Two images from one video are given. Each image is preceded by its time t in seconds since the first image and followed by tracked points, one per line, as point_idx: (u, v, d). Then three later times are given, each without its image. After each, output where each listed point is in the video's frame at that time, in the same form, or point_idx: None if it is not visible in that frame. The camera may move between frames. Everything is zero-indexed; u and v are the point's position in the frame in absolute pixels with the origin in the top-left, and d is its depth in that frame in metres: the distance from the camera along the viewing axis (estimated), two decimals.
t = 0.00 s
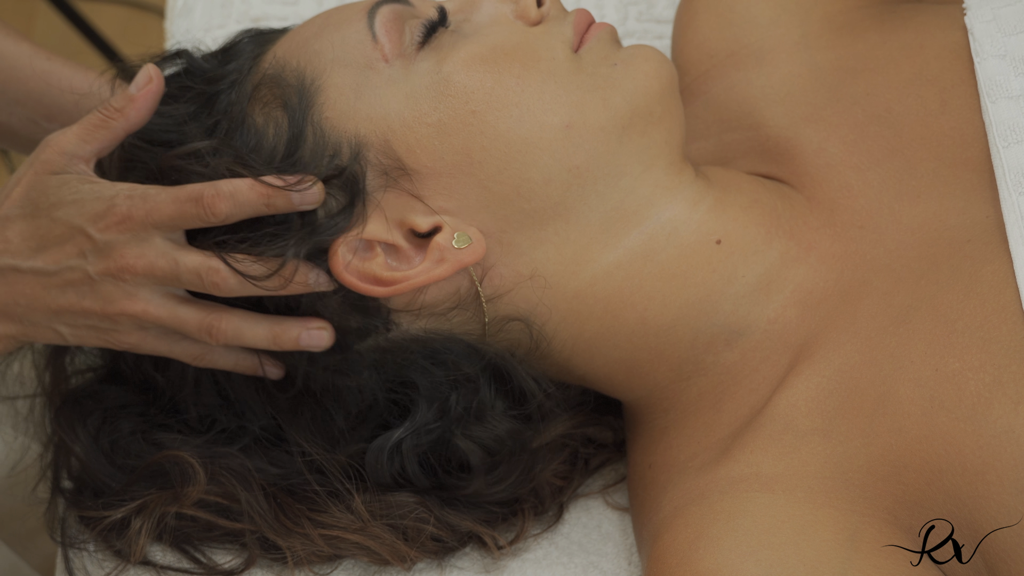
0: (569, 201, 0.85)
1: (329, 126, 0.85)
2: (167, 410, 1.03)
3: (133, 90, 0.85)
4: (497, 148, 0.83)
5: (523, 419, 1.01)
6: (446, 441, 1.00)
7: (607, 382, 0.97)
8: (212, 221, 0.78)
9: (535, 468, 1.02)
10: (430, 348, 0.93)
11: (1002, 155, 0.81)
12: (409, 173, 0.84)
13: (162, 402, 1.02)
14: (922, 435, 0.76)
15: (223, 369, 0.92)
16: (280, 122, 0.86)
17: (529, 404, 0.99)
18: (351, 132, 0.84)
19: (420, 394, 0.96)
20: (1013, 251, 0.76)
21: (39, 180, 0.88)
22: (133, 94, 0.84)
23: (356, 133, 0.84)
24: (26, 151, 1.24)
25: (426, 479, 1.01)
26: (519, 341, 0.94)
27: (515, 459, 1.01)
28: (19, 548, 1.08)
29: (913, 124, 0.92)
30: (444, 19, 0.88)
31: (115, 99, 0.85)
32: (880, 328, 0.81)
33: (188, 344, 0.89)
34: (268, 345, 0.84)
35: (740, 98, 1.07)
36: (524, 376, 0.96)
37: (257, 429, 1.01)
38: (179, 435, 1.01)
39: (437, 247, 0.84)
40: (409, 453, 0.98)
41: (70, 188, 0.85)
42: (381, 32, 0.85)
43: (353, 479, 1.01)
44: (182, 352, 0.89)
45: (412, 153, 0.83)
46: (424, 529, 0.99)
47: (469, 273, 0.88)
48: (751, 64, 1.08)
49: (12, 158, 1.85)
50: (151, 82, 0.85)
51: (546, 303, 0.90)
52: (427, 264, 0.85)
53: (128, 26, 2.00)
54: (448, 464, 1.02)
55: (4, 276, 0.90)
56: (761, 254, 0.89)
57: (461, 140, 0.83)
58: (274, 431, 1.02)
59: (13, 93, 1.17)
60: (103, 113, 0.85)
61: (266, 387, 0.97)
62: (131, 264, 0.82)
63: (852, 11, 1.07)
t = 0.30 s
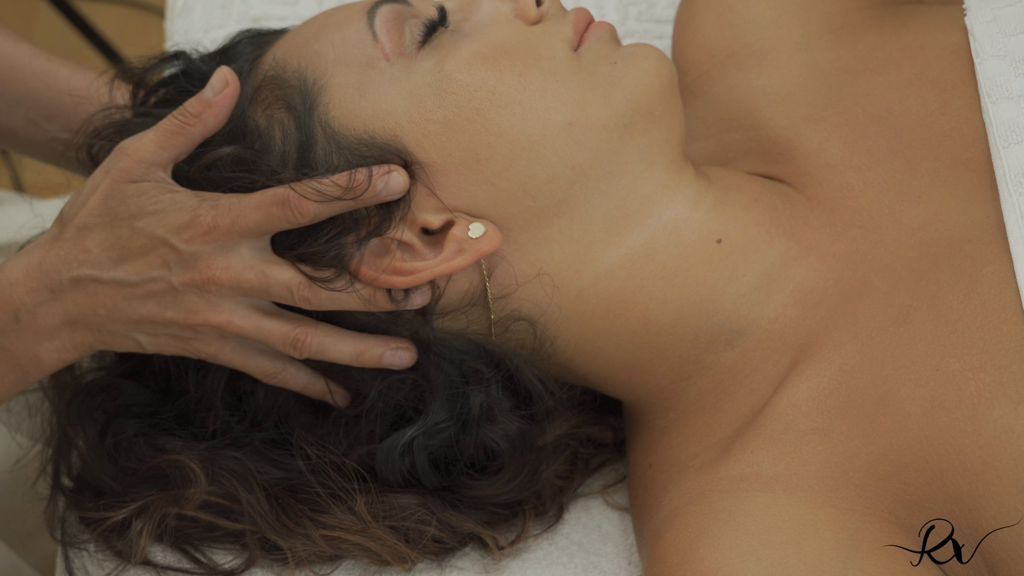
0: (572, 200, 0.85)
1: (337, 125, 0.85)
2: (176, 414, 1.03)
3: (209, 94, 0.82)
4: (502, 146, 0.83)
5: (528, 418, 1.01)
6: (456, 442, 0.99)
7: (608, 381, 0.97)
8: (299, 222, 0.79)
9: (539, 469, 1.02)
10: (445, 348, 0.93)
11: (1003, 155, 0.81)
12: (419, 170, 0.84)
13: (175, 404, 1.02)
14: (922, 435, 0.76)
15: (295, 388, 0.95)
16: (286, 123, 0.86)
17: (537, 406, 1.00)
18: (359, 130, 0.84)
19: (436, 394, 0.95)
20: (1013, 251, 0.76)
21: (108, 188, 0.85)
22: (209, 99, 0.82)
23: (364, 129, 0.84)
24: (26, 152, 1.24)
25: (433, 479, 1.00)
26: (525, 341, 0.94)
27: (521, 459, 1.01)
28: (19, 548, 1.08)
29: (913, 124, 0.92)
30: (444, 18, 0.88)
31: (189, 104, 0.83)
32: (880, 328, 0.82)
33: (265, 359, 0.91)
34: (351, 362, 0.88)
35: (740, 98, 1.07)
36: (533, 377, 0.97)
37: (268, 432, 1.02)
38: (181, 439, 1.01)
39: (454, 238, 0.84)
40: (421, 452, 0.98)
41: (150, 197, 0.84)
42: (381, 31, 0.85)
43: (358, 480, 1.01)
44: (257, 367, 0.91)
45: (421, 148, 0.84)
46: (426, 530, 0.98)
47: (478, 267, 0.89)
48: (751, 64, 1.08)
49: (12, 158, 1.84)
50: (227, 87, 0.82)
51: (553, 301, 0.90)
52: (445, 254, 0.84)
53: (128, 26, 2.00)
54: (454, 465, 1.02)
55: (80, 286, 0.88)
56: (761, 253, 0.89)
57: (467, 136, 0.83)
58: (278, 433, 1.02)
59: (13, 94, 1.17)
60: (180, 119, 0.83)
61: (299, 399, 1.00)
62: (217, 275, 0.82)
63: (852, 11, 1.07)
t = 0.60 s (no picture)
0: (572, 199, 0.85)
1: (338, 124, 0.85)
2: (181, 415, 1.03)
3: (253, 98, 0.78)
4: (504, 144, 0.83)
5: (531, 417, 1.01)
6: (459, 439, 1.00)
7: (609, 381, 0.97)
8: (353, 227, 0.79)
9: (540, 468, 1.02)
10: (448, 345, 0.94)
11: (1003, 156, 0.81)
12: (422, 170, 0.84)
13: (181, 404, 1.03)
14: (923, 435, 0.76)
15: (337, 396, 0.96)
16: (286, 122, 0.87)
17: (540, 404, 0.99)
18: (361, 129, 0.85)
19: (440, 390, 0.96)
20: (1013, 251, 0.76)
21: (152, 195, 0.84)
22: (252, 103, 0.78)
23: (366, 130, 0.84)
24: (26, 152, 1.24)
25: (439, 477, 1.01)
26: (525, 341, 0.94)
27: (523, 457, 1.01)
28: (19, 549, 1.08)
29: (913, 124, 0.92)
30: (444, 17, 0.88)
31: (233, 106, 0.79)
32: (881, 328, 0.82)
33: (311, 365, 0.92)
34: (403, 361, 0.89)
35: (740, 99, 1.07)
36: (534, 375, 0.96)
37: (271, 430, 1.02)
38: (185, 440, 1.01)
39: (456, 236, 0.83)
40: (427, 450, 0.98)
41: (196, 205, 0.83)
42: (382, 31, 0.85)
43: (359, 479, 1.01)
44: (303, 373, 0.92)
45: (422, 147, 0.84)
46: (427, 531, 0.98)
47: (480, 265, 0.88)
48: (751, 64, 1.08)
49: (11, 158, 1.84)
50: (272, 90, 0.78)
51: (555, 299, 0.89)
52: (446, 252, 0.83)
53: (128, 26, 2.00)
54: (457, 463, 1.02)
55: (126, 294, 0.87)
56: (761, 253, 0.89)
57: (469, 134, 0.83)
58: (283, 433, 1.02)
59: (13, 94, 1.17)
60: (224, 122, 0.79)
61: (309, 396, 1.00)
62: (267, 284, 0.82)
63: (852, 11, 1.07)
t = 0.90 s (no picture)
0: (565, 199, 0.85)
1: (330, 122, 0.85)
2: (178, 413, 1.03)
3: (244, 90, 0.80)
4: (494, 145, 0.83)
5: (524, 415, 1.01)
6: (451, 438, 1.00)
7: (608, 382, 0.97)
8: (324, 227, 0.79)
9: (535, 466, 1.02)
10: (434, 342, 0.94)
11: (1003, 156, 0.81)
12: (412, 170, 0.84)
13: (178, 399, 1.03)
14: (923, 435, 0.76)
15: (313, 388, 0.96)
16: (281, 119, 0.87)
17: (529, 401, 0.99)
18: (352, 127, 0.85)
19: (423, 389, 0.97)
20: (1013, 251, 0.76)
21: (136, 179, 0.85)
22: (243, 95, 0.80)
23: (356, 129, 0.84)
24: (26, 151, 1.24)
25: (433, 476, 1.01)
26: (516, 337, 0.94)
27: (518, 455, 1.01)
28: (19, 548, 1.08)
29: (913, 124, 0.92)
30: (444, 17, 0.88)
31: (223, 98, 0.81)
32: (880, 327, 0.81)
33: (284, 357, 0.91)
34: (371, 353, 0.88)
35: (740, 99, 1.07)
36: (523, 372, 0.97)
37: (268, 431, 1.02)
38: (184, 440, 1.01)
39: (435, 238, 0.83)
40: (416, 450, 0.98)
41: (176, 190, 0.84)
42: (381, 30, 0.85)
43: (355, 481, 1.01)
44: (275, 365, 0.91)
45: (410, 147, 0.84)
46: (426, 530, 0.98)
47: (464, 265, 0.88)
48: (751, 64, 1.08)
49: (12, 157, 1.83)
50: (263, 83, 0.80)
51: (544, 298, 0.89)
52: (423, 252, 0.83)
53: (128, 26, 2.00)
54: (452, 462, 1.02)
55: (103, 274, 0.88)
56: (761, 253, 0.89)
57: (459, 136, 0.83)
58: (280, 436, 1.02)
59: (12, 93, 1.17)
60: (214, 113, 0.81)
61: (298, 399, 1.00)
62: (239, 271, 0.83)
63: (852, 11, 1.07)
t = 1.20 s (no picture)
0: (567, 200, 0.85)
1: (329, 123, 0.85)
2: (175, 413, 1.03)
3: (207, 87, 0.84)
4: (496, 146, 0.83)
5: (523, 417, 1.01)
6: (449, 440, 0.99)
7: (608, 382, 0.97)
8: (280, 225, 0.79)
9: (535, 466, 1.02)
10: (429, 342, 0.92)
11: (1003, 156, 0.81)
12: (409, 171, 0.84)
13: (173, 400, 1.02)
14: (924, 435, 0.76)
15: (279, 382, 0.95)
16: (280, 119, 0.86)
17: (529, 402, 0.99)
18: (351, 127, 0.85)
19: (421, 390, 0.95)
20: (1013, 252, 0.76)
21: (102, 176, 0.88)
22: (207, 92, 0.84)
23: (356, 129, 0.84)
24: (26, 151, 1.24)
25: (431, 477, 1.00)
26: (516, 338, 0.94)
27: (517, 457, 1.01)
28: (19, 548, 1.08)
29: (913, 125, 0.92)
30: (444, 17, 0.88)
31: (188, 97, 0.85)
32: (880, 328, 0.81)
33: (249, 351, 0.90)
34: (330, 353, 0.87)
35: (740, 99, 1.07)
36: (523, 373, 0.96)
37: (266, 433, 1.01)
38: (181, 438, 1.01)
39: (433, 239, 0.84)
40: (414, 451, 0.98)
41: (141, 185, 0.85)
42: (381, 31, 0.85)
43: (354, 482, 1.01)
44: (241, 359, 0.90)
45: (410, 148, 0.84)
46: (426, 530, 0.98)
47: (465, 267, 0.88)
48: (751, 64, 1.08)
49: (12, 157, 1.84)
50: (225, 80, 0.84)
51: (545, 299, 0.89)
52: (420, 254, 0.84)
53: (128, 26, 2.00)
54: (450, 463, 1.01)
55: (69, 270, 0.89)
56: (761, 253, 0.89)
57: (460, 137, 0.83)
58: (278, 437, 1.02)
59: (13, 93, 1.17)
60: (177, 110, 0.85)
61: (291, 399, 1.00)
62: (199, 264, 0.83)
63: (852, 11, 1.07)
